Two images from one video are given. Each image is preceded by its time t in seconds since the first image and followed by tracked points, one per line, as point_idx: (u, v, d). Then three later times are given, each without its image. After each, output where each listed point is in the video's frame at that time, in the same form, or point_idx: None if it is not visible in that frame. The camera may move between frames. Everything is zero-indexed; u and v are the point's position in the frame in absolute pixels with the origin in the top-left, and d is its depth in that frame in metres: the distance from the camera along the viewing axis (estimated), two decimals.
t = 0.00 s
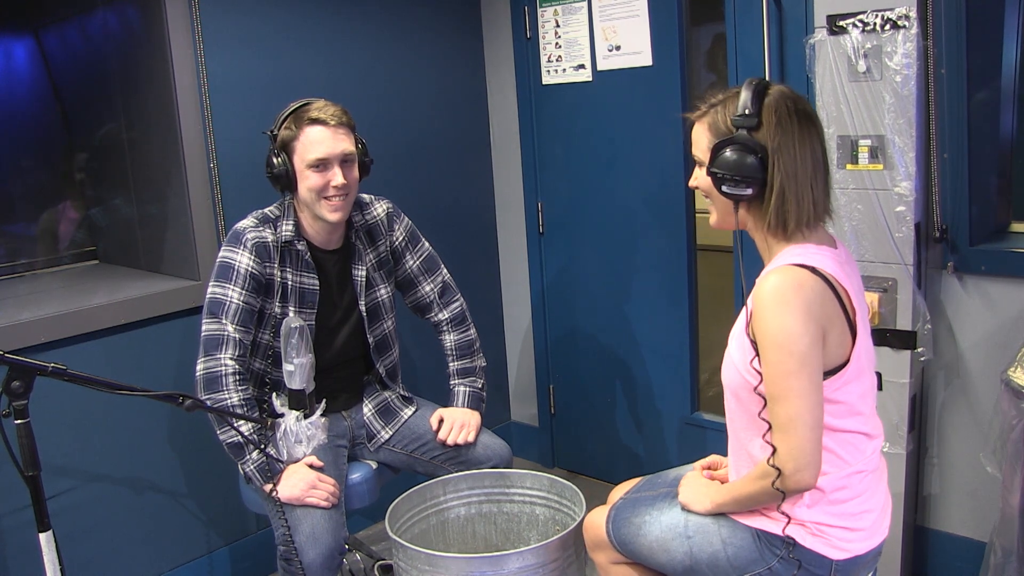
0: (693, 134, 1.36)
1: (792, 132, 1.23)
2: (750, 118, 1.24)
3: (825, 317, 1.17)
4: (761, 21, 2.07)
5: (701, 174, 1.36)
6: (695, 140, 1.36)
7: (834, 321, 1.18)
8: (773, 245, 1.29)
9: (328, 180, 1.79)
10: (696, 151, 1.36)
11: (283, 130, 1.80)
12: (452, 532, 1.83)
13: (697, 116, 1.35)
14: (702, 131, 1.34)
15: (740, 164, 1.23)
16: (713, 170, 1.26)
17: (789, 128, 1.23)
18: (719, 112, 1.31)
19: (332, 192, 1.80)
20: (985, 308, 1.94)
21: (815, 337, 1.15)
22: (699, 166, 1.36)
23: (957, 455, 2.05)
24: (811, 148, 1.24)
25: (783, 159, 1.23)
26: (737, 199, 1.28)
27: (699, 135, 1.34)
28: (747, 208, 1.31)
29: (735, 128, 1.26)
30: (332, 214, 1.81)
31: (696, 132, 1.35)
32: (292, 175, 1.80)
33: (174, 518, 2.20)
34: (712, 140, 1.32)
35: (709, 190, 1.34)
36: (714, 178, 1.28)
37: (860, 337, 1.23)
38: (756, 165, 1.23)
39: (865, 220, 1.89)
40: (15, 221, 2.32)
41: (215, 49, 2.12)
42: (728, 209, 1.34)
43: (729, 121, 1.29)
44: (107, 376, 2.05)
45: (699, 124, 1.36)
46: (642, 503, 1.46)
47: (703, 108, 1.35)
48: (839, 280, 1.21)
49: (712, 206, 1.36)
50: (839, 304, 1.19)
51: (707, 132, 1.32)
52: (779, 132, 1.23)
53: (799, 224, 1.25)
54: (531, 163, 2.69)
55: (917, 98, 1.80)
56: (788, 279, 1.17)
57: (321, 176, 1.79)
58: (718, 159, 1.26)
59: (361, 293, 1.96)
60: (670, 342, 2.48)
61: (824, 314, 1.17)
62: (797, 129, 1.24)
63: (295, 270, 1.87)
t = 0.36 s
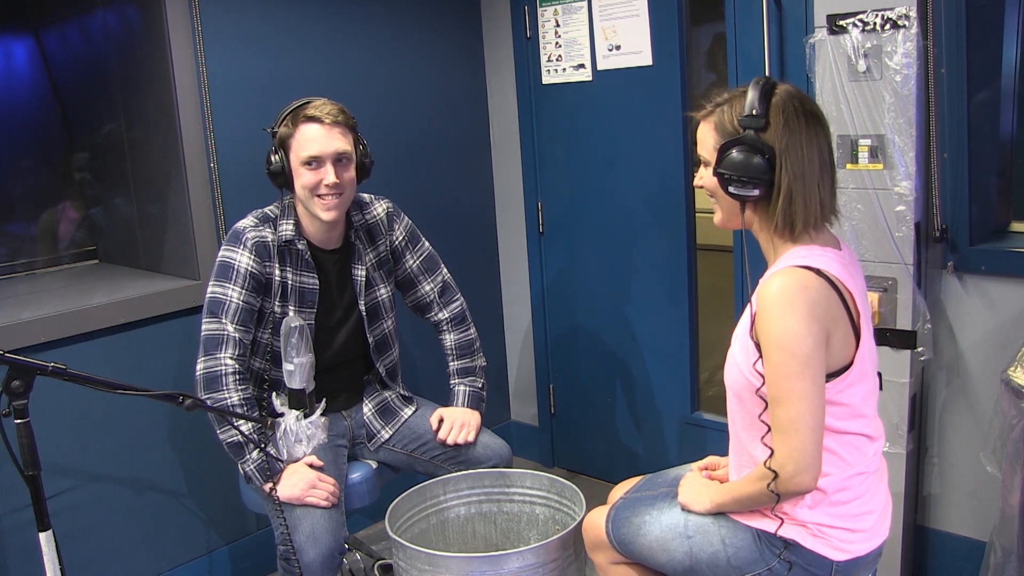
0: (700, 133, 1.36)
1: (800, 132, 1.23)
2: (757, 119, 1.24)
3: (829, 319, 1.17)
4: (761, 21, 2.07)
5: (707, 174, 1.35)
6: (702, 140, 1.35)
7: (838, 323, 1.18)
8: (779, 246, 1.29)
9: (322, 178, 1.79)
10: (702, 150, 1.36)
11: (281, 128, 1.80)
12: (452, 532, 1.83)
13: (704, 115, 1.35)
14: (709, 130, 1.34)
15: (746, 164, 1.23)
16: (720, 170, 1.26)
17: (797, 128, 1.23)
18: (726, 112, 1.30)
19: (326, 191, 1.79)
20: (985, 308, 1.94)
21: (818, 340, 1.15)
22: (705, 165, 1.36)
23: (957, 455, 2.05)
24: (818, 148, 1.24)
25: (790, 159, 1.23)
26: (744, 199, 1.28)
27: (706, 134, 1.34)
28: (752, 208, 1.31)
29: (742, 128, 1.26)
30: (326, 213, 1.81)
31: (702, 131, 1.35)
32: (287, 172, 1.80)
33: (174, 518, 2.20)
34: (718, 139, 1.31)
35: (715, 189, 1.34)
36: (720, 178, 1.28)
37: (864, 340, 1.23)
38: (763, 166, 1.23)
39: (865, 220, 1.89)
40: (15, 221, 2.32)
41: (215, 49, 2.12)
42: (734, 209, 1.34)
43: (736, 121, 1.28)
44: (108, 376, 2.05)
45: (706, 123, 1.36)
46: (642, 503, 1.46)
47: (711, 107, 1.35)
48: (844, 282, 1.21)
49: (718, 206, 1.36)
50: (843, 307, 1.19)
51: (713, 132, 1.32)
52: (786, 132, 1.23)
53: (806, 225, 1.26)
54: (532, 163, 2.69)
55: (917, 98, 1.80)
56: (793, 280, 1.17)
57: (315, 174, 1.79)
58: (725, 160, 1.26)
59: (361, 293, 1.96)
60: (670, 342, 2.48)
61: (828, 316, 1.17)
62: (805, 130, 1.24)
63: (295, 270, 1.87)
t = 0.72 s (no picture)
0: (700, 134, 1.36)
1: (801, 132, 1.23)
2: (758, 120, 1.24)
3: (830, 321, 1.17)
4: (761, 21, 2.07)
5: (709, 174, 1.35)
6: (702, 140, 1.35)
7: (839, 324, 1.18)
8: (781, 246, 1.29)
9: (321, 177, 1.79)
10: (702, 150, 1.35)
11: (280, 127, 1.80)
12: (452, 531, 1.83)
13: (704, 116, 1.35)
14: (710, 130, 1.33)
15: (748, 166, 1.23)
16: (722, 172, 1.26)
17: (799, 129, 1.23)
18: (726, 112, 1.30)
19: (325, 189, 1.79)
20: (985, 307, 1.94)
21: (820, 341, 1.15)
22: (706, 166, 1.35)
23: (957, 455, 2.05)
24: (819, 148, 1.25)
25: (792, 160, 1.23)
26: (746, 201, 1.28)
27: (707, 135, 1.34)
28: (753, 209, 1.31)
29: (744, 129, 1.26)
30: (326, 212, 1.81)
31: (702, 132, 1.35)
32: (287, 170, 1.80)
33: (174, 518, 2.20)
34: (719, 140, 1.31)
35: (718, 190, 1.34)
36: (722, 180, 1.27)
37: (865, 339, 1.23)
38: (764, 167, 1.23)
39: (865, 220, 1.89)
40: (15, 221, 2.32)
41: (215, 49, 2.12)
42: (736, 210, 1.34)
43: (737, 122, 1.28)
44: (108, 376, 2.05)
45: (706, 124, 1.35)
46: (642, 503, 1.46)
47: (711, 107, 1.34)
48: (845, 283, 1.21)
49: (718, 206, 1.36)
50: (845, 308, 1.19)
51: (714, 133, 1.32)
52: (788, 133, 1.23)
53: (807, 226, 1.26)
54: (532, 163, 2.69)
55: (917, 97, 1.80)
56: (795, 281, 1.17)
57: (314, 172, 1.79)
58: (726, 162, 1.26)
59: (361, 292, 1.96)
60: (670, 342, 2.48)
61: (830, 317, 1.17)
62: (806, 130, 1.24)
63: (295, 269, 1.87)
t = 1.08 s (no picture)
0: (705, 131, 1.35)
1: (807, 131, 1.24)
2: (766, 117, 1.24)
3: (828, 321, 1.17)
4: (761, 21, 2.07)
5: (711, 171, 1.35)
6: (708, 137, 1.35)
7: (837, 324, 1.18)
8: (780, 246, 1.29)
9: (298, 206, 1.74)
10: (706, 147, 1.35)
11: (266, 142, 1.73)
12: (452, 531, 1.83)
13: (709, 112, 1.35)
14: (716, 126, 1.33)
15: (753, 163, 1.22)
16: (727, 168, 1.26)
17: (805, 127, 1.24)
18: (733, 109, 1.30)
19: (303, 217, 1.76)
20: (985, 307, 1.94)
21: (817, 341, 1.15)
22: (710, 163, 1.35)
23: (957, 454, 2.05)
24: (823, 147, 1.25)
25: (798, 158, 1.23)
26: (748, 198, 1.27)
27: (712, 131, 1.33)
28: (756, 207, 1.30)
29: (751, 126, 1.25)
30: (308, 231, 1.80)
31: (706, 128, 1.35)
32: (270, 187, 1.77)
33: (174, 518, 2.20)
34: (725, 137, 1.31)
35: (719, 187, 1.34)
36: (726, 177, 1.27)
37: (863, 338, 1.23)
38: (770, 165, 1.22)
39: (865, 220, 1.89)
40: (15, 221, 2.32)
41: (215, 49, 2.12)
42: (738, 207, 1.34)
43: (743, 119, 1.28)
44: (108, 376, 2.05)
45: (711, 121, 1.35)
46: (642, 503, 1.46)
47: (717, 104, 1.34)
48: (843, 283, 1.21)
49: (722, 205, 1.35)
50: (842, 308, 1.19)
51: (719, 129, 1.32)
52: (794, 132, 1.23)
53: (811, 225, 1.26)
54: (532, 163, 2.69)
55: (917, 97, 1.80)
56: (792, 281, 1.17)
57: (292, 201, 1.73)
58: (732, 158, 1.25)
59: (360, 291, 1.95)
60: (670, 342, 2.48)
61: (828, 317, 1.17)
62: (812, 129, 1.24)
63: (293, 268, 1.87)
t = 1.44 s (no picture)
0: (706, 132, 1.32)
1: (817, 132, 1.27)
2: (783, 117, 1.24)
3: (830, 318, 1.17)
4: (761, 22, 2.07)
5: (712, 172, 1.33)
6: (710, 138, 1.32)
7: (839, 320, 1.18)
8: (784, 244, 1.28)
9: (260, 214, 1.75)
10: (706, 151, 1.32)
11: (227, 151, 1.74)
12: (452, 532, 1.83)
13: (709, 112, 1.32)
14: (719, 127, 1.30)
15: (780, 161, 1.21)
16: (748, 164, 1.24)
17: (814, 127, 1.26)
18: (740, 109, 1.28)
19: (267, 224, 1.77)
20: (985, 308, 1.94)
21: (820, 339, 1.15)
22: (712, 165, 1.32)
23: (957, 455, 2.05)
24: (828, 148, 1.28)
25: (814, 158, 1.25)
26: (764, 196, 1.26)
27: (715, 133, 1.30)
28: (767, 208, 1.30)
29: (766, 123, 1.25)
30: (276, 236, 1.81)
31: (705, 129, 1.33)
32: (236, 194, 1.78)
33: (174, 518, 2.21)
34: (733, 137, 1.29)
35: (724, 188, 1.31)
36: (745, 174, 1.25)
37: (865, 335, 1.24)
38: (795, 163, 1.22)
39: (864, 220, 1.89)
40: (15, 221, 2.32)
41: (215, 49, 2.12)
42: (746, 211, 1.32)
43: (754, 119, 1.27)
44: (108, 376, 2.05)
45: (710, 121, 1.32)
46: (642, 503, 1.46)
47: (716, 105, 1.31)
48: (844, 280, 1.21)
49: (726, 208, 1.33)
50: (845, 304, 1.19)
51: (727, 130, 1.29)
52: (809, 132, 1.25)
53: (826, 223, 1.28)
54: (532, 164, 2.69)
55: (917, 98, 1.80)
56: (794, 279, 1.17)
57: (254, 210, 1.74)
58: (752, 154, 1.23)
59: (341, 285, 1.95)
60: (670, 342, 2.48)
61: (830, 314, 1.17)
62: (819, 130, 1.27)
63: (272, 269, 1.88)
